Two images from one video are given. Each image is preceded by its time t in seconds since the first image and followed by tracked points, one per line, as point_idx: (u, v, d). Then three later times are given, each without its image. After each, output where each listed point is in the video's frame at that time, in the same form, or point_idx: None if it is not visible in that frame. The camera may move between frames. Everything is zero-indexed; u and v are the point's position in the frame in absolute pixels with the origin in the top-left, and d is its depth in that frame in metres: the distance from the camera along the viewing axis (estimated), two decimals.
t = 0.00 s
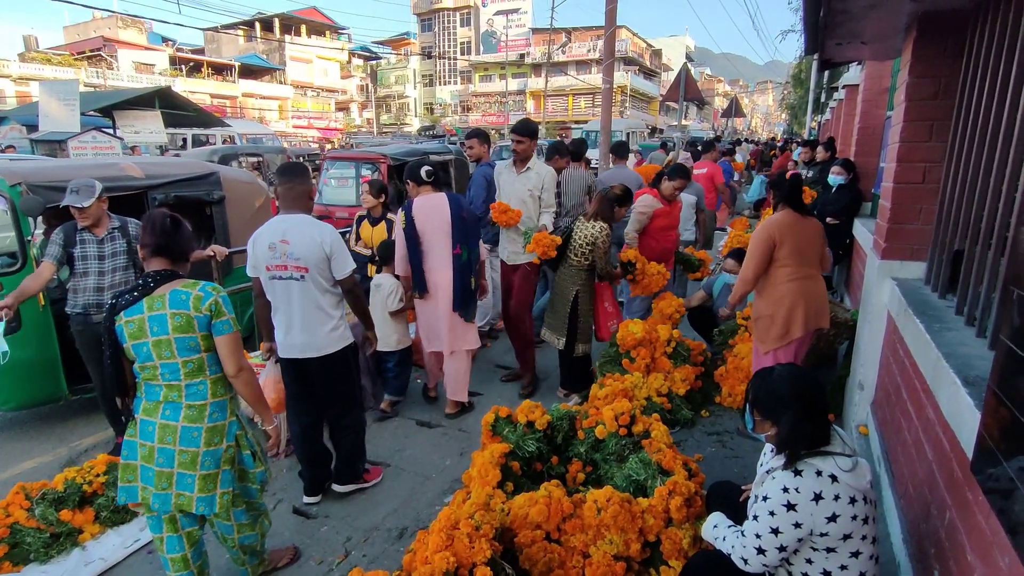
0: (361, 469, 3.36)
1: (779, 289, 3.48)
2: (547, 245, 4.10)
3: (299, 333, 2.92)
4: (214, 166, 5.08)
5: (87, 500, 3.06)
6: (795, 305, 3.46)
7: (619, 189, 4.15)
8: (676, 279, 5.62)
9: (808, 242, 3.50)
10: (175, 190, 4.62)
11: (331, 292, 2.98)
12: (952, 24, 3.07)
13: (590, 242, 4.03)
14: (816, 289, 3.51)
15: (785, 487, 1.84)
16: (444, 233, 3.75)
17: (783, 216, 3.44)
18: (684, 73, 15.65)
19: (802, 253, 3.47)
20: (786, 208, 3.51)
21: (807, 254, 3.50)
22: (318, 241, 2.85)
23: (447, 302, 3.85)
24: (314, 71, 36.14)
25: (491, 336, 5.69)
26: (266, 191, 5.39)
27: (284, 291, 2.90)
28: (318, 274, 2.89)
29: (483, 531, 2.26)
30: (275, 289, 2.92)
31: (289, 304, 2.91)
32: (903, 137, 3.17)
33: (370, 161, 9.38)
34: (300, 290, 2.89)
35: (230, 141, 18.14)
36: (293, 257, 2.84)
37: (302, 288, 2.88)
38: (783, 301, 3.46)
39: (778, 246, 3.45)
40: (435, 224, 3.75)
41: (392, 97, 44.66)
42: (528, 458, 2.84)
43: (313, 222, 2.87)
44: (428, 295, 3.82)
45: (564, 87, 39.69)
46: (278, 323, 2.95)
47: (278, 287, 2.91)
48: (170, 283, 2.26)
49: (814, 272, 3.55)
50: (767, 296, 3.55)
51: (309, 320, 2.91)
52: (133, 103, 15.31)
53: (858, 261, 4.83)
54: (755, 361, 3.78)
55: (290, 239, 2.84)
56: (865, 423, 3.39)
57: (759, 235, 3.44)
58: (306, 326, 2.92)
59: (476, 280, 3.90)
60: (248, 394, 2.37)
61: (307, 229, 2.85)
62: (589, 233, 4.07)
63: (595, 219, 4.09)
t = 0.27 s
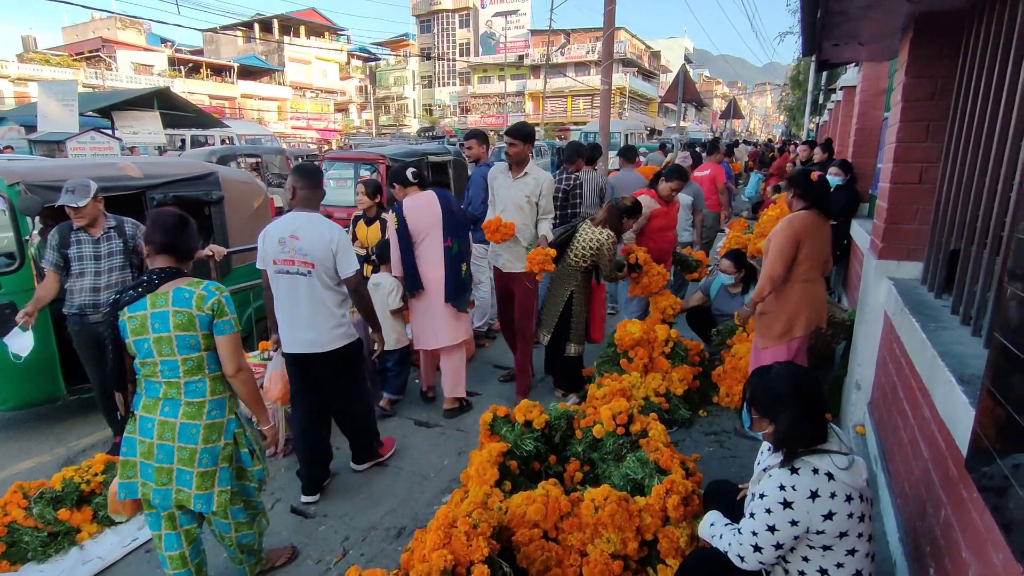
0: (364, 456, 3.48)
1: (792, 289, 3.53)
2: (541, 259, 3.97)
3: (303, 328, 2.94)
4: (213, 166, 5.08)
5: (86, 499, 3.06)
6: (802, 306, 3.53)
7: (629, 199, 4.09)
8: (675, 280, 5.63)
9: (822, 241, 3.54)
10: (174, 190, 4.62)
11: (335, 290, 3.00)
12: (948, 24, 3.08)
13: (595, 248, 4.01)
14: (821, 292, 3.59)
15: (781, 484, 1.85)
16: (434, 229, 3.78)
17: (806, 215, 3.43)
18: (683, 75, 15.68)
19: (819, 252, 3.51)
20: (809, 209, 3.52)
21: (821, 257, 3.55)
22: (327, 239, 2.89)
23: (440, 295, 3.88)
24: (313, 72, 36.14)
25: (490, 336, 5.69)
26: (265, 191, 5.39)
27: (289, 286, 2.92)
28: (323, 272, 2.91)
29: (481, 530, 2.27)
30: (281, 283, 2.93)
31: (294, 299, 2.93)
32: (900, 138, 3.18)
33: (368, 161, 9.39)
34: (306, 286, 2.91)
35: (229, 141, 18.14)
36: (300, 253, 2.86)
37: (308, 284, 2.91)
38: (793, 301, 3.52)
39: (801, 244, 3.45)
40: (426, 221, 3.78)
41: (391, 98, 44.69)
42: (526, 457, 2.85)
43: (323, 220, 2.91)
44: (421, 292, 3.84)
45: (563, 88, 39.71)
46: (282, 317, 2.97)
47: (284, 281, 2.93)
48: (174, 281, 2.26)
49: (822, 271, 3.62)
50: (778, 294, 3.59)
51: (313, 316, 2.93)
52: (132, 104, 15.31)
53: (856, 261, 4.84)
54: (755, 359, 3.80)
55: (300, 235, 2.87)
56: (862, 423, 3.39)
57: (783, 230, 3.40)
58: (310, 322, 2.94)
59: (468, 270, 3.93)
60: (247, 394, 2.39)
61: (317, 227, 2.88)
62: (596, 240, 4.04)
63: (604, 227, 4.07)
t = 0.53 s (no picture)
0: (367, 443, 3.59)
1: (793, 288, 3.55)
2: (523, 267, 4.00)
3: (322, 323, 3.03)
4: (211, 166, 5.09)
5: (83, 499, 3.06)
6: (803, 304, 3.55)
7: (627, 203, 4.19)
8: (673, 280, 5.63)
9: (824, 240, 3.59)
10: (171, 190, 4.62)
11: (354, 289, 3.10)
12: (943, 25, 3.10)
13: (596, 249, 4.03)
14: (825, 290, 3.59)
15: (778, 482, 1.85)
16: (429, 226, 3.90)
17: (803, 212, 3.49)
18: (681, 76, 15.72)
19: (818, 250, 3.54)
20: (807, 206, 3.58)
21: (823, 255, 3.56)
22: (352, 239, 3.01)
23: (436, 291, 4.00)
24: (311, 73, 36.14)
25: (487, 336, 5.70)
26: (263, 191, 5.40)
27: (310, 282, 3.02)
28: (346, 270, 3.02)
29: (478, 528, 2.27)
30: (302, 279, 3.03)
31: (314, 294, 3.02)
32: (897, 138, 3.19)
33: (367, 162, 9.39)
34: (327, 283, 3.01)
35: (227, 142, 18.13)
36: (324, 251, 2.97)
37: (329, 280, 3.01)
38: (794, 299, 3.54)
39: (799, 240, 3.49)
40: (421, 218, 3.88)
41: (389, 99, 44.69)
42: (524, 456, 2.85)
43: (348, 221, 3.03)
44: (420, 288, 3.95)
45: (561, 89, 39.73)
46: (300, 312, 3.06)
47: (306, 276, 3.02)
48: (177, 279, 2.27)
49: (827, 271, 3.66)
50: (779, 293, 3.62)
51: (332, 312, 3.02)
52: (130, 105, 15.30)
53: (853, 261, 4.84)
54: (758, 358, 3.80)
55: (324, 233, 2.98)
56: (859, 422, 3.40)
57: (779, 223, 3.47)
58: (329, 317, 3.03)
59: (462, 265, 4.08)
60: (247, 393, 2.39)
61: (342, 226, 3.01)
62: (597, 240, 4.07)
63: (604, 229, 4.10)
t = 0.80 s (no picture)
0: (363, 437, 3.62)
1: (774, 281, 3.59)
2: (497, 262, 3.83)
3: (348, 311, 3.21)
4: (209, 166, 5.09)
5: (80, 498, 3.06)
6: (789, 296, 3.52)
7: (624, 202, 4.19)
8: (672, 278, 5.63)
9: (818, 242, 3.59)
10: (169, 189, 4.61)
11: (378, 279, 3.35)
12: (940, 24, 3.10)
13: (589, 247, 4.05)
14: (818, 285, 3.52)
15: (775, 480, 1.85)
16: (428, 224, 3.93)
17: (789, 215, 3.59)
18: (679, 75, 15.72)
19: (804, 244, 3.54)
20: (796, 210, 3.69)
21: (810, 252, 3.53)
22: (382, 231, 3.30)
23: (435, 289, 4.04)
24: (309, 73, 36.12)
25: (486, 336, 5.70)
26: (261, 191, 5.40)
27: (338, 272, 3.20)
28: (375, 261, 3.28)
29: (475, 527, 2.27)
30: (330, 270, 3.20)
31: (343, 284, 3.21)
32: (894, 136, 3.20)
33: (365, 162, 9.39)
34: (356, 273, 3.22)
35: (225, 142, 18.12)
36: (356, 242, 3.21)
37: (358, 270, 3.23)
38: (775, 291, 3.56)
39: (777, 236, 3.62)
40: (420, 217, 3.92)
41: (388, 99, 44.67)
42: (521, 455, 2.85)
43: (376, 216, 3.31)
44: (419, 286, 3.97)
45: (560, 89, 39.73)
46: (325, 303, 3.22)
47: (334, 267, 3.20)
48: (179, 276, 2.28)
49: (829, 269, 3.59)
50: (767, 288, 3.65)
51: (359, 300, 3.23)
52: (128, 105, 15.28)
53: (851, 260, 4.85)
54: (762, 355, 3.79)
55: (355, 227, 3.22)
56: (857, 421, 3.40)
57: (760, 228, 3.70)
58: (356, 305, 3.23)
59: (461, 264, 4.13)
60: (249, 388, 2.40)
61: (371, 220, 3.28)
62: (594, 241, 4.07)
63: (602, 230, 4.11)
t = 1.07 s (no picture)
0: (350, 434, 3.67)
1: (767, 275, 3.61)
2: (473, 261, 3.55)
3: (365, 305, 3.37)
4: (207, 166, 5.08)
5: (77, 499, 3.06)
6: (776, 285, 3.51)
7: (621, 203, 4.18)
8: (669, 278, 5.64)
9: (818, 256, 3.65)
10: (166, 189, 4.61)
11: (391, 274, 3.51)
12: (935, 24, 3.11)
13: (584, 246, 4.06)
14: (809, 278, 3.51)
15: (771, 478, 1.86)
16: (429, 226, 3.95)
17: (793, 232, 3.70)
18: (677, 75, 15.74)
19: (798, 246, 3.62)
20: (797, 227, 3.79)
21: (806, 252, 3.60)
22: (395, 228, 3.46)
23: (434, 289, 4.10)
24: (307, 73, 36.09)
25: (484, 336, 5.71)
26: (258, 191, 5.40)
27: (355, 268, 3.35)
28: (390, 256, 3.45)
29: (473, 526, 2.28)
30: (347, 266, 3.34)
31: (360, 279, 3.36)
32: (890, 136, 3.21)
33: (363, 162, 9.39)
34: (372, 269, 3.38)
35: (223, 142, 18.09)
36: (373, 239, 3.37)
37: (375, 266, 3.39)
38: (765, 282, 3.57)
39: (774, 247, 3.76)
40: (422, 218, 3.94)
41: (386, 100, 44.65)
42: (519, 454, 2.85)
43: (388, 215, 3.47)
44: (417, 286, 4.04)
45: (558, 89, 39.73)
46: (343, 298, 3.36)
47: (352, 264, 3.34)
48: (191, 275, 2.28)
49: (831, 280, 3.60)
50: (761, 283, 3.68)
51: (376, 295, 3.40)
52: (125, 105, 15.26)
53: (848, 260, 4.86)
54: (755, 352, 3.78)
55: (371, 224, 3.37)
56: (854, 420, 3.41)
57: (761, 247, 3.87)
58: (374, 299, 3.39)
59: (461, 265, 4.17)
60: (257, 386, 2.41)
61: (384, 217, 3.43)
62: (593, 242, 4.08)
63: (600, 231, 4.12)
